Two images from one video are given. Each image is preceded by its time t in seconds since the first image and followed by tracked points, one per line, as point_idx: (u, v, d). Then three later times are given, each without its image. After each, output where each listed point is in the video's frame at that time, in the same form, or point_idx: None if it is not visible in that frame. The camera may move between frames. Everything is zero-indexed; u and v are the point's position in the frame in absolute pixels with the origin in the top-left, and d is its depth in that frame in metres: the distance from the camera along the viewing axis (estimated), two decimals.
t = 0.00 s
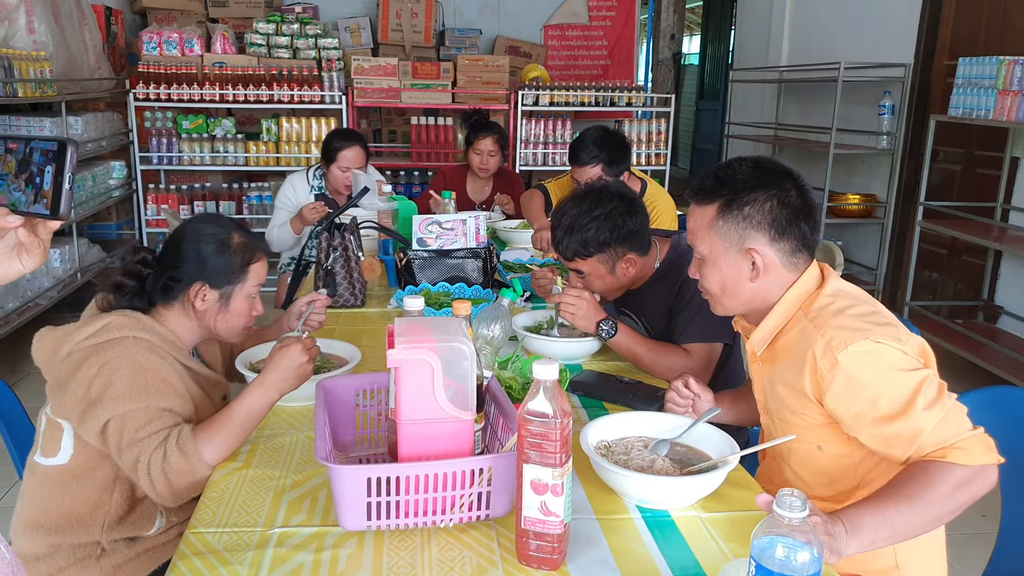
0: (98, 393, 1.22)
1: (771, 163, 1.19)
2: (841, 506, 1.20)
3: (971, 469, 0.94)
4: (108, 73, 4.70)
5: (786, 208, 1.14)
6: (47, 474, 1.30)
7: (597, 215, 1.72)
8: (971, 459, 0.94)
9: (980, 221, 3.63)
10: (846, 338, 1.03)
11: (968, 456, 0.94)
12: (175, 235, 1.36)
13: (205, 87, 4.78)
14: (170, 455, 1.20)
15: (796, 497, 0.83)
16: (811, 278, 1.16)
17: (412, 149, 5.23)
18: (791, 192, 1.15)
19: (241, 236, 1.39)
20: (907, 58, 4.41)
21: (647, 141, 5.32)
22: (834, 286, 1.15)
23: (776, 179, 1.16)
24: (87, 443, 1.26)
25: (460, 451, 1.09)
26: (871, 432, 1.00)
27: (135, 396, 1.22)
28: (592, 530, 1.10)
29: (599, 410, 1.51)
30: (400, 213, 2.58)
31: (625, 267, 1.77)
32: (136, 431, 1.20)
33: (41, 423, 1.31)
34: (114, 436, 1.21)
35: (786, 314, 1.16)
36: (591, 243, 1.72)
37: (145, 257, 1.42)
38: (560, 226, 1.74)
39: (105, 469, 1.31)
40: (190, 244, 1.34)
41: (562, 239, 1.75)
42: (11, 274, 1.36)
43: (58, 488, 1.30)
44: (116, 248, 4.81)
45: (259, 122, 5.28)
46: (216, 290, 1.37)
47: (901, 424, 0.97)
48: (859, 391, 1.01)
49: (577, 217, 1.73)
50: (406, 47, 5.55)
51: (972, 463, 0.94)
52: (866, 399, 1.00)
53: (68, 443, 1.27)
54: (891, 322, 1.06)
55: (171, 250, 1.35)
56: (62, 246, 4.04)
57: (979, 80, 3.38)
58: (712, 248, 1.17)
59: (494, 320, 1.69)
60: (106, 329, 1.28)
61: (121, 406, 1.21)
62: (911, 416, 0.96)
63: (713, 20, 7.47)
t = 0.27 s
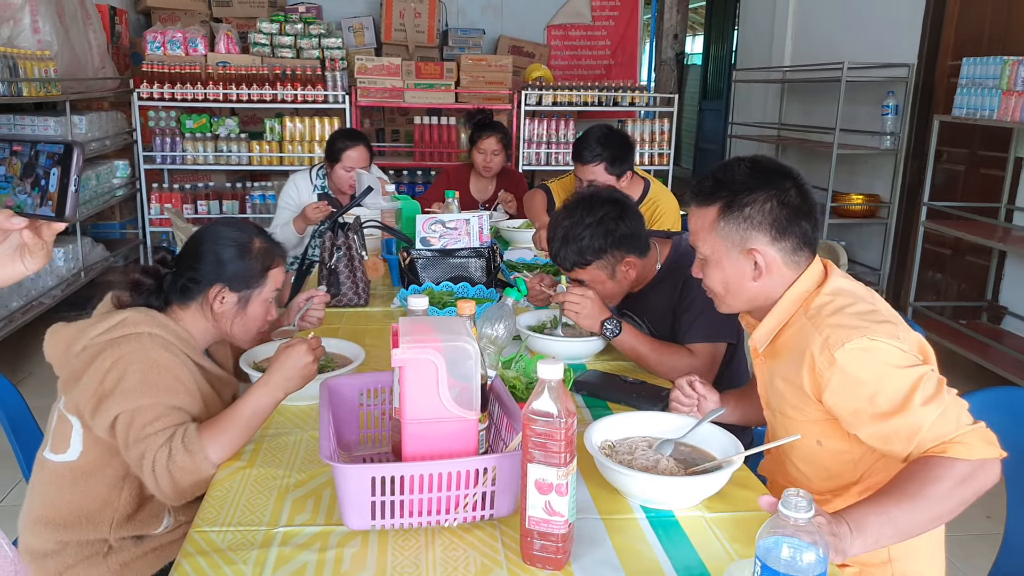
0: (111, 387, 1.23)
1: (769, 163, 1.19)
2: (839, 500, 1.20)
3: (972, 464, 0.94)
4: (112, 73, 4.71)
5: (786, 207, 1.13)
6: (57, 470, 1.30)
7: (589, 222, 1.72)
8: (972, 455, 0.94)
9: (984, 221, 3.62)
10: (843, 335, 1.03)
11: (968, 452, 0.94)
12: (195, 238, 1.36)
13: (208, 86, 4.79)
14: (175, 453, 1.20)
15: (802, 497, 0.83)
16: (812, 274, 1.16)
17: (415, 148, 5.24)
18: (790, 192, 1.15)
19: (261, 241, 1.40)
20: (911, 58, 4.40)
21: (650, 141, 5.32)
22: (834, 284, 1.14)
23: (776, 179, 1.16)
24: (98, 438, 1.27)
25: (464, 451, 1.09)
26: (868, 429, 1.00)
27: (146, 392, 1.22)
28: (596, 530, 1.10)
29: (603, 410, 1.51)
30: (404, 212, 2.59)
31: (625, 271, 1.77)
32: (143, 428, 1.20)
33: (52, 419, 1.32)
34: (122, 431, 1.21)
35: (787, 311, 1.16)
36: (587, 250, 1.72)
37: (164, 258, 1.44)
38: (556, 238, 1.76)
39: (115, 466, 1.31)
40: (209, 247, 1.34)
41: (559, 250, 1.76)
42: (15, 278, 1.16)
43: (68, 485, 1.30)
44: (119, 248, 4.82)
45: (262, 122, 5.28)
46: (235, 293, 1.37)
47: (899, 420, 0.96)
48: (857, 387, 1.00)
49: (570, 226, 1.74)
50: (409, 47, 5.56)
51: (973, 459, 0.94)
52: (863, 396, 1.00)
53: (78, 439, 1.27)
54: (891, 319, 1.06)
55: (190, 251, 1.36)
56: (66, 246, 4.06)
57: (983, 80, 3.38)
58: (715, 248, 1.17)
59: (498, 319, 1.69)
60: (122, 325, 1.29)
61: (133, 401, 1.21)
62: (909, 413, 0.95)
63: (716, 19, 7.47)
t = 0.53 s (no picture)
0: (121, 381, 1.23)
1: (793, 159, 1.18)
2: (842, 504, 1.20)
3: (984, 478, 0.93)
4: (118, 72, 4.72)
5: (811, 206, 1.13)
6: (66, 465, 1.31)
7: (575, 222, 1.74)
8: (984, 469, 0.93)
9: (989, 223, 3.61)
10: (859, 343, 1.02)
11: (981, 466, 0.93)
12: (211, 238, 1.37)
13: (214, 85, 4.80)
14: (181, 450, 1.20)
15: (807, 497, 0.83)
16: (830, 277, 1.15)
17: (419, 148, 5.24)
18: (815, 190, 1.14)
19: (277, 243, 1.41)
20: (916, 60, 4.39)
21: (654, 142, 5.32)
22: (852, 289, 1.13)
23: (800, 177, 1.16)
24: (108, 434, 1.27)
25: (470, 450, 1.09)
26: (881, 439, 0.99)
27: (155, 387, 1.23)
28: (601, 530, 1.10)
29: (607, 409, 1.51)
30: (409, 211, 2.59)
31: (621, 266, 1.77)
32: (150, 423, 1.20)
33: (62, 414, 1.32)
34: (130, 426, 1.21)
35: (803, 313, 1.16)
36: (579, 251, 1.73)
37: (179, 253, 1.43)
38: (547, 244, 1.78)
39: (124, 463, 1.31)
40: (224, 248, 1.35)
41: (553, 256, 1.78)
42: (20, 272, 1.17)
43: (77, 480, 1.31)
44: (123, 246, 4.83)
45: (267, 121, 5.29)
46: (248, 293, 1.38)
47: (912, 432, 0.96)
48: (871, 396, 0.99)
49: (557, 230, 1.77)
50: (414, 47, 5.56)
51: (985, 473, 0.93)
52: (877, 406, 0.99)
53: (88, 434, 1.28)
54: (907, 328, 1.05)
55: (204, 250, 1.36)
56: (71, 244, 4.07)
57: (988, 82, 3.37)
58: (736, 245, 1.16)
59: (503, 318, 1.69)
60: (134, 321, 1.30)
61: (142, 397, 1.22)
62: (922, 425, 0.95)
63: (721, 20, 7.46)
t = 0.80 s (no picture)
0: (130, 384, 1.24)
1: (820, 169, 1.11)
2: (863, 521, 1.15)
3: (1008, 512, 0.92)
4: (122, 75, 4.74)
5: (839, 221, 1.07)
6: (73, 468, 1.31)
7: (565, 227, 1.76)
8: (1010, 504, 0.92)
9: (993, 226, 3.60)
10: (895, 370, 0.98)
11: (1007, 501, 0.92)
12: (220, 243, 1.37)
13: (218, 88, 4.81)
14: (186, 453, 1.20)
15: (813, 501, 0.83)
16: (861, 295, 1.09)
17: (423, 150, 5.25)
18: (844, 205, 1.08)
19: (285, 249, 1.41)
20: (919, 62, 4.39)
21: (658, 144, 5.32)
22: (888, 309, 1.08)
23: (829, 189, 1.09)
24: (115, 436, 1.28)
25: (475, 454, 1.09)
26: (907, 468, 0.97)
27: (163, 390, 1.23)
28: (606, 533, 1.10)
29: (611, 413, 1.51)
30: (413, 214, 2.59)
31: (615, 269, 1.75)
32: (156, 427, 1.21)
33: (70, 417, 1.33)
34: (137, 428, 1.22)
35: (834, 332, 1.10)
36: (569, 255, 1.74)
37: (186, 259, 1.44)
38: (541, 250, 1.80)
39: (131, 466, 1.32)
40: (233, 253, 1.35)
41: (547, 261, 1.79)
42: (26, 275, 1.14)
43: (84, 483, 1.31)
44: (128, 249, 4.85)
45: (271, 124, 5.31)
46: (257, 299, 1.38)
47: (941, 465, 0.93)
48: (902, 425, 0.96)
49: (549, 235, 1.78)
50: (417, 50, 5.57)
51: (1010, 509, 0.92)
52: (907, 436, 0.96)
53: (95, 437, 1.28)
54: (947, 356, 1.00)
55: (213, 255, 1.37)
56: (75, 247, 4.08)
57: (992, 84, 3.37)
58: (759, 259, 1.10)
59: (507, 321, 1.69)
60: (143, 324, 1.30)
61: (150, 399, 1.22)
62: (952, 459, 0.92)
63: (724, 22, 7.46)
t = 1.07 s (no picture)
0: (132, 382, 1.24)
1: (849, 185, 1.08)
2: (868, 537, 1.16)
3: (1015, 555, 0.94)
4: (124, 73, 4.74)
5: (866, 243, 1.05)
6: (74, 467, 1.31)
7: (564, 225, 1.76)
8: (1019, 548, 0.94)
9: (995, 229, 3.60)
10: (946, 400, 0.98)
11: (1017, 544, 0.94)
12: (223, 243, 1.37)
13: (220, 87, 4.82)
14: (188, 452, 1.20)
15: (813, 502, 0.83)
16: (891, 317, 1.10)
17: (426, 150, 5.25)
18: (870, 224, 1.06)
19: (288, 250, 1.41)
20: (921, 64, 4.40)
21: (660, 145, 5.32)
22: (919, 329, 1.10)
23: (857, 206, 1.06)
24: (117, 435, 1.28)
25: (476, 454, 1.09)
26: (935, 497, 0.98)
27: (165, 389, 1.23)
28: (607, 534, 1.10)
29: (613, 413, 1.51)
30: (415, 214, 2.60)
31: (614, 267, 1.75)
32: (158, 425, 1.21)
33: (72, 415, 1.33)
34: (139, 426, 1.22)
35: (870, 354, 1.10)
36: (568, 254, 1.75)
37: (190, 258, 1.44)
38: (541, 247, 1.81)
39: (133, 464, 1.32)
40: (237, 254, 1.35)
41: (547, 258, 1.80)
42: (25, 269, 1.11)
43: (85, 481, 1.31)
44: (130, 248, 4.85)
45: (273, 123, 5.31)
46: (258, 301, 1.38)
47: (968, 500, 0.94)
48: (940, 454, 0.96)
49: (549, 233, 1.79)
50: (420, 50, 5.57)
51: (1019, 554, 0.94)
52: (941, 465, 0.96)
53: (97, 436, 1.29)
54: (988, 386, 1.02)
55: (217, 255, 1.37)
56: (77, 245, 4.08)
57: (994, 87, 3.36)
58: (779, 277, 1.08)
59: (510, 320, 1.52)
60: (145, 323, 1.30)
61: (151, 398, 1.22)
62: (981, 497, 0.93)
63: (727, 23, 7.46)
